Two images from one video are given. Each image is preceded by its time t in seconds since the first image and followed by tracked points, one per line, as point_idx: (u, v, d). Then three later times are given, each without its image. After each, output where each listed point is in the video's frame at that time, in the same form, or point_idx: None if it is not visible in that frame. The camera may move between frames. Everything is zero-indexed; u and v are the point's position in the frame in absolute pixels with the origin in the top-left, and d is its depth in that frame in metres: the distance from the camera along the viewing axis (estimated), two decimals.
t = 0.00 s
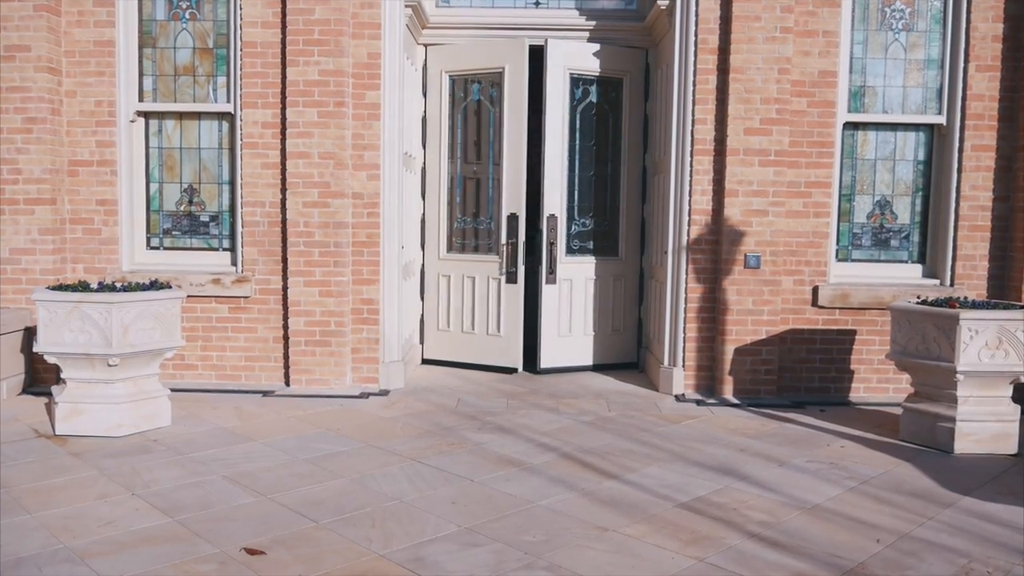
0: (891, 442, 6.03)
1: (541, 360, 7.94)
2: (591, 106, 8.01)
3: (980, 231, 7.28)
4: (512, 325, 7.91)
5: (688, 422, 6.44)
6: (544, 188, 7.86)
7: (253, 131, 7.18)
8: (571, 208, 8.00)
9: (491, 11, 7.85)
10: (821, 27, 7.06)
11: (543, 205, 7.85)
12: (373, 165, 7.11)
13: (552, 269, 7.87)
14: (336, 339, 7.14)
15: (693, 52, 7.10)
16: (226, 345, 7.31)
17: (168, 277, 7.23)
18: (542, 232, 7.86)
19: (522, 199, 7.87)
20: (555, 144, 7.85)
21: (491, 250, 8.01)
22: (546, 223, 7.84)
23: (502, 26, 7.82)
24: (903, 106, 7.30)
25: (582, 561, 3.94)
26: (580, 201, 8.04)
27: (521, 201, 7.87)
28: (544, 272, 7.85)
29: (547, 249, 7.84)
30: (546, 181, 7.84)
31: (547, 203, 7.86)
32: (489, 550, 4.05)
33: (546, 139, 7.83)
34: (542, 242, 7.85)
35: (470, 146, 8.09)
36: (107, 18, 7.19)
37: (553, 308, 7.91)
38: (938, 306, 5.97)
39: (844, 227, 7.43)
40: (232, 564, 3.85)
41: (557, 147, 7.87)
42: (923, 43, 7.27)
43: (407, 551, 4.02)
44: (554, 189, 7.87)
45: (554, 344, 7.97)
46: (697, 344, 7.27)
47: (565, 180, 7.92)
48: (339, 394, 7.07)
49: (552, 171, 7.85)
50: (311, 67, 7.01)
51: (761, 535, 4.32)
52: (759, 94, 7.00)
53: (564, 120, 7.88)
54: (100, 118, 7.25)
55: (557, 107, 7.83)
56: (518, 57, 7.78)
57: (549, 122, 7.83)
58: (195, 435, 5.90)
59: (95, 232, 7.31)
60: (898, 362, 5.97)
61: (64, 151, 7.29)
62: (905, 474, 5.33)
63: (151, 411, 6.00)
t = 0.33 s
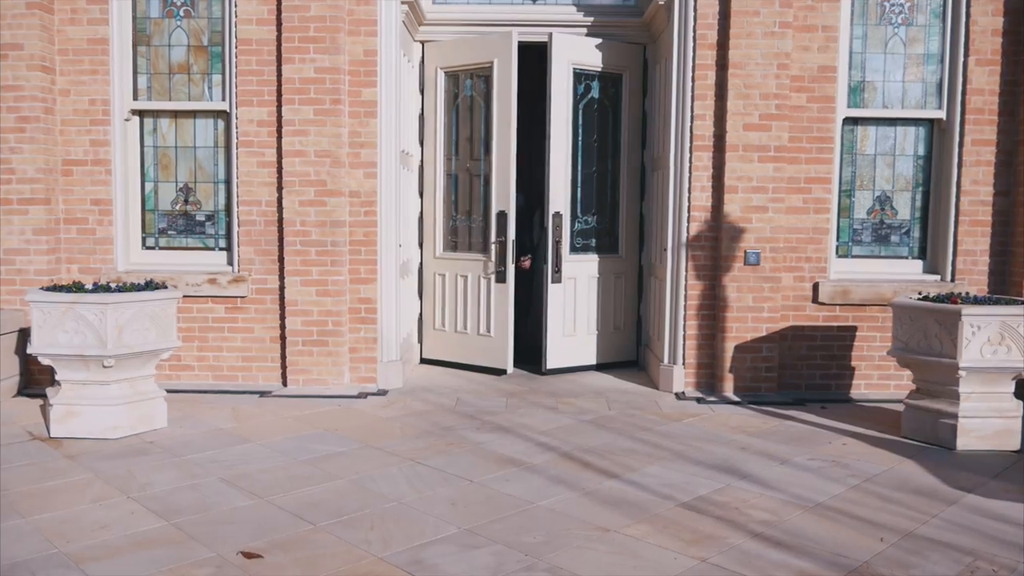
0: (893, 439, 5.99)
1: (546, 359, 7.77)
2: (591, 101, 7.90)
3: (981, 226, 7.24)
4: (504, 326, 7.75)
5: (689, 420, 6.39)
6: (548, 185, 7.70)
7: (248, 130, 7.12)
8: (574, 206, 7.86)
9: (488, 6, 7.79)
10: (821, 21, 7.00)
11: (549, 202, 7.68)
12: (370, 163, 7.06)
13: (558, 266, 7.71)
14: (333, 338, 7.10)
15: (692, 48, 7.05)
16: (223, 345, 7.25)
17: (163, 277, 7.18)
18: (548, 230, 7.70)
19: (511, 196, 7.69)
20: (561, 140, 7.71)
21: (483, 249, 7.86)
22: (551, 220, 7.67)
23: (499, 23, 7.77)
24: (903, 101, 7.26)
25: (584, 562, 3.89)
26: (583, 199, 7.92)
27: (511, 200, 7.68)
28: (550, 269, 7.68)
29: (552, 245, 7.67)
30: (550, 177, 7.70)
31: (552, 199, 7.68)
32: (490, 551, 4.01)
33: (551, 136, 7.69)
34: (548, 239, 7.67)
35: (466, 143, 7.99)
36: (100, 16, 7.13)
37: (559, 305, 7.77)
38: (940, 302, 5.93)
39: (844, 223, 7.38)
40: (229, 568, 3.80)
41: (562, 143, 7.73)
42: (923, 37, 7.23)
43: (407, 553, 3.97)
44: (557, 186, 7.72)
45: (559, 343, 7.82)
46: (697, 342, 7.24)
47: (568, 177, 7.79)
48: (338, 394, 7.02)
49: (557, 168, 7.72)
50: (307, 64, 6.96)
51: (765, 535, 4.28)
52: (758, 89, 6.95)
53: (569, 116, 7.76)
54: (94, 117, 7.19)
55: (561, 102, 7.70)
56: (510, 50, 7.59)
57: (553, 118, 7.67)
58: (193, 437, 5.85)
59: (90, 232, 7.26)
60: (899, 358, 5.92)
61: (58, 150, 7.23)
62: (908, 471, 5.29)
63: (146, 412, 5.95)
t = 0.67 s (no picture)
0: (892, 439, 5.94)
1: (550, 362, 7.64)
2: (591, 99, 7.82)
3: (979, 223, 7.20)
4: (486, 329, 7.59)
5: (687, 421, 6.34)
6: (552, 183, 7.54)
7: (240, 129, 7.05)
8: (576, 206, 7.74)
9: (481, 4, 7.73)
10: (816, 18, 6.95)
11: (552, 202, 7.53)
12: (363, 163, 6.99)
13: (563, 267, 7.58)
14: (327, 340, 7.03)
15: (687, 46, 7.01)
16: (215, 347, 7.18)
17: (155, 279, 7.10)
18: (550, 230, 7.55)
19: (493, 196, 7.52)
20: (564, 138, 7.57)
21: (467, 248, 7.74)
22: (556, 220, 7.52)
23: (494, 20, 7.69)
24: (899, 98, 7.22)
25: (582, 568, 3.83)
26: (584, 198, 7.83)
27: (494, 200, 7.51)
28: (555, 270, 7.54)
29: (557, 245, 7.53)
30: (553, 177, 7.55)
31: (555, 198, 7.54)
32: (486, 557, 3.95)
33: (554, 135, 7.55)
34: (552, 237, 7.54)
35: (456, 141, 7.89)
36: (90, 14, 7.05)
37: (564, 305, 7.65)
38: (938, 300, 5.88)
39: (841, 221, 7.33)
40: None
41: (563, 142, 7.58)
42: (919, 34, 7.18)
43: (402, 560, 3.91)
44: (561, 185, 7.58)
45: (563, 345, 7.69)
46: (695, 341, 7.17)
47: (571, 177, 7.66)
48: (332, 396, 6.96)
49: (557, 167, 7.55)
50: (298, 63, 6.88)
51: (765, 538, 4.22)
52: (755, 87, 6.90)
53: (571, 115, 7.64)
54: (84, 117, 7.11)
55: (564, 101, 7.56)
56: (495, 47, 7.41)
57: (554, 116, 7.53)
58: (185, 440, 5.78)
59: (80, 233, 7.18)
60: (898, 358, 5.88)
61: (47, 150, 7.14)
62: (908, 472, 5.24)
63: (137, 416, 5.87)
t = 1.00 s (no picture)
0: (891, 443, 5.88)
1: (556, 369, 7.49)
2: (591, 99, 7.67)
3: (976, 226, 7.15)
4: (465, 332, 7.46)
5: (683, 426, 6.27)
6: (557, 193, 7.39)
7: (231, 130, 6.96)
8: (579, 208, 7.60)
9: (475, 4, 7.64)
10: (813, 19, 6.88)
11: (558, 204, 7.38)
12: (356, 164, 6.91)
13: (569, 272, 7.42)
14: (319, 344, 6.94)
15: (683, 47, 6.94)
16: (206, 351, 7.09)
17: (144, 282, 7.00)
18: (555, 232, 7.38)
19: (472, 196, 7.39)
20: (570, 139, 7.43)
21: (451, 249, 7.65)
22: (560, 223, 7.36)
23: (488, 21, 7.62)
24: (896, 99, 7.16)
25: None
26: (585, 199, 7.69)
27: (471, 199, 7.38)
28: (560, 274, 7.39)
29: (563, 248, 7.35)
30: (559, 178, 7.39)
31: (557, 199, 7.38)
32: (481, 567, 3.87)
33: (558, 137, 7.41)
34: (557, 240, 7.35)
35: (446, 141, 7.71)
36: (78, 14, 6.95)
37: (569, 309, 7.53)
38: (937, 303, 5.83)
39: (838, 223, 7.28)
40: None
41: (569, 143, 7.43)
42: (916, 35, 7.13)
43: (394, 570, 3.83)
44: (564, 186, 7.42)
45: (568, 350, 7.56)
46: (691, 345, 7.11)
47: (575, 180, 7.51)
48: (324, 401, 6.87)
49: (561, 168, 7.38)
50: (290, 63, 6.80)
51: (764, 546, 4.16)
52: (751, 88, 6.84)
53: (575, 116, 7.46)
54: (72, 117, 7.01)
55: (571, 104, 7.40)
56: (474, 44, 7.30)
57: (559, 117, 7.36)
58: (174, 447, 5.69)
59: (68, 235, 7.08)
60: (896, 361, 5.82)
61: (35, 151, 7.04)
62: (908, 477, 5.18)
63: (124, 422, 5.77)
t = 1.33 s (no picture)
0: (889, 448, 5.81)
1: (563, 375, 7.31)
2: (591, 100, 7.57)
3: (974, 228, 7.10)
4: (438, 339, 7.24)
5: (679, 431, 6.19)
6: (565, 191, 7.23)
7: (221, 131, 6.86)
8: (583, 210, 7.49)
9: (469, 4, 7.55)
10: (810, 20, 6.81)
11: (565, 206, 7.22)
12: (348, 166, 6.83)
13: (575, 275, 7.28)
14: (310, 348, 6.85)
15: (678, 47, 6.86)
16: (195, 355, 6.98)
17: (132, 285, 6.89)
18: (563, 235, 7.23)
19: (445, 200, 7.15)
20: (576, 139, 7.28)
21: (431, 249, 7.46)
22: (567, 225, 7.22)
23: (478, 21, 7.52)
24: (893, 100, 7.11)
25: None
26: (587, 201, 7.58)
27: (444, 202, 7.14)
28: (566, 278, 7.25)
29: (570, 252, 7.23)
30: (565, 180, 7.24)
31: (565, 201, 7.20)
32: None
33: (567, 138, 7.22)
34: (566, 242, 7.23)
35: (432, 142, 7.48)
36: (66, 13, 6.85)
37: (575, 313, 7.38)
38: (937, 306, 5.76)
39: (835, 226, 7.22)
40: None
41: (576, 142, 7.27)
42: (913, 36, 7.08)
43: None
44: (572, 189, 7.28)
45: (574, 356, 7.42)
46: (686, 349, 7.04)
47: (582, 182, 7.38)
48: (315, 405, 6.78)
49: (568, 170, 7.23)
50: (281, 64, 6.71)
51: (764, 555, 4.08)
52: (747, 89, 6.78)
53: (580, 116, 7.31)
54: (60, 118, 6.91)
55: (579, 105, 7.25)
56: (450, 41, 7.08)
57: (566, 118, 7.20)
58: (162, 453, 5.59)
59: (55, 238, 6.97)
60: (895, 365, 5.75)
61: (22, 152, 6.93)
62: (908, 483, 5.11)
63: (112, 428, 5.67)
